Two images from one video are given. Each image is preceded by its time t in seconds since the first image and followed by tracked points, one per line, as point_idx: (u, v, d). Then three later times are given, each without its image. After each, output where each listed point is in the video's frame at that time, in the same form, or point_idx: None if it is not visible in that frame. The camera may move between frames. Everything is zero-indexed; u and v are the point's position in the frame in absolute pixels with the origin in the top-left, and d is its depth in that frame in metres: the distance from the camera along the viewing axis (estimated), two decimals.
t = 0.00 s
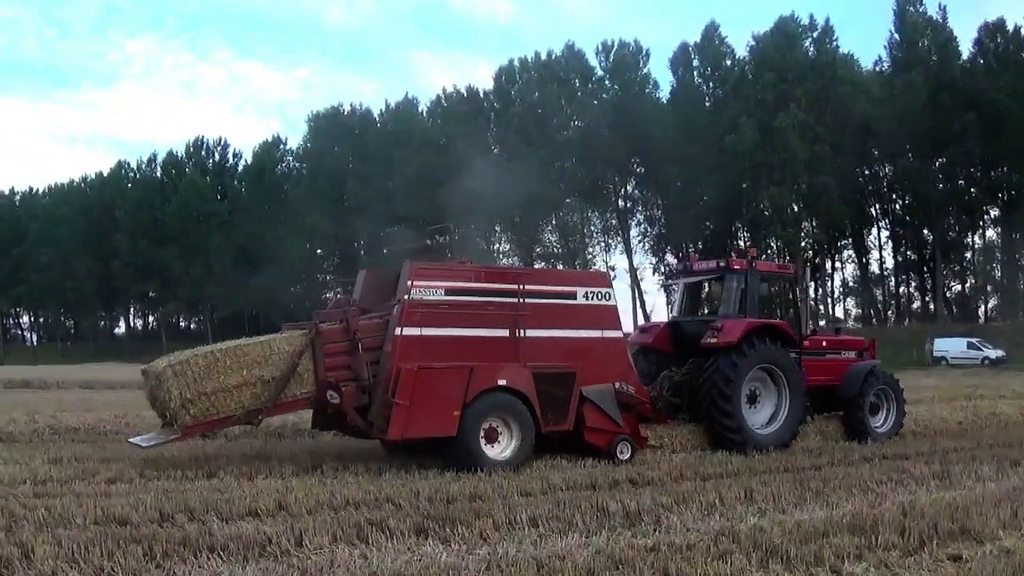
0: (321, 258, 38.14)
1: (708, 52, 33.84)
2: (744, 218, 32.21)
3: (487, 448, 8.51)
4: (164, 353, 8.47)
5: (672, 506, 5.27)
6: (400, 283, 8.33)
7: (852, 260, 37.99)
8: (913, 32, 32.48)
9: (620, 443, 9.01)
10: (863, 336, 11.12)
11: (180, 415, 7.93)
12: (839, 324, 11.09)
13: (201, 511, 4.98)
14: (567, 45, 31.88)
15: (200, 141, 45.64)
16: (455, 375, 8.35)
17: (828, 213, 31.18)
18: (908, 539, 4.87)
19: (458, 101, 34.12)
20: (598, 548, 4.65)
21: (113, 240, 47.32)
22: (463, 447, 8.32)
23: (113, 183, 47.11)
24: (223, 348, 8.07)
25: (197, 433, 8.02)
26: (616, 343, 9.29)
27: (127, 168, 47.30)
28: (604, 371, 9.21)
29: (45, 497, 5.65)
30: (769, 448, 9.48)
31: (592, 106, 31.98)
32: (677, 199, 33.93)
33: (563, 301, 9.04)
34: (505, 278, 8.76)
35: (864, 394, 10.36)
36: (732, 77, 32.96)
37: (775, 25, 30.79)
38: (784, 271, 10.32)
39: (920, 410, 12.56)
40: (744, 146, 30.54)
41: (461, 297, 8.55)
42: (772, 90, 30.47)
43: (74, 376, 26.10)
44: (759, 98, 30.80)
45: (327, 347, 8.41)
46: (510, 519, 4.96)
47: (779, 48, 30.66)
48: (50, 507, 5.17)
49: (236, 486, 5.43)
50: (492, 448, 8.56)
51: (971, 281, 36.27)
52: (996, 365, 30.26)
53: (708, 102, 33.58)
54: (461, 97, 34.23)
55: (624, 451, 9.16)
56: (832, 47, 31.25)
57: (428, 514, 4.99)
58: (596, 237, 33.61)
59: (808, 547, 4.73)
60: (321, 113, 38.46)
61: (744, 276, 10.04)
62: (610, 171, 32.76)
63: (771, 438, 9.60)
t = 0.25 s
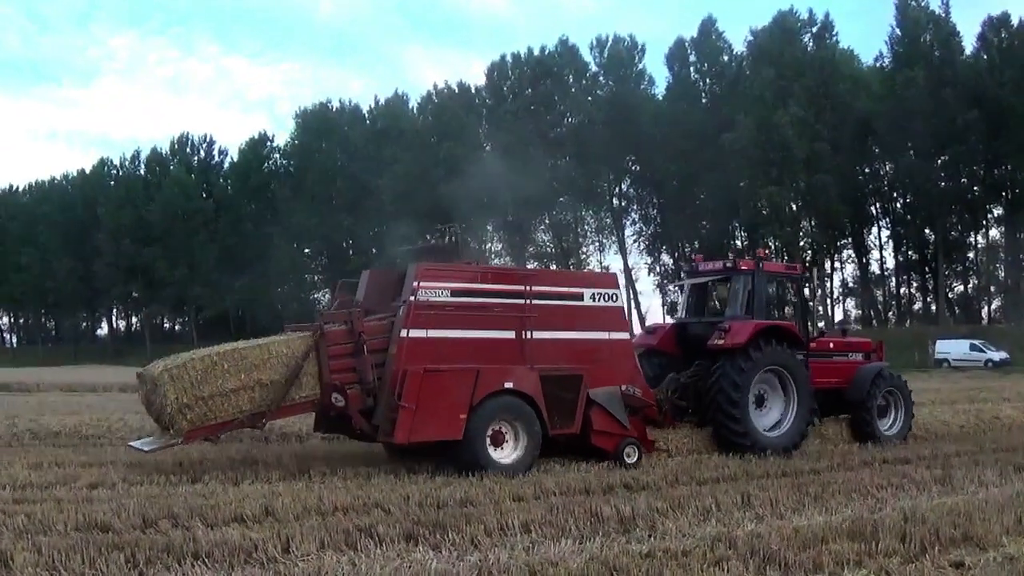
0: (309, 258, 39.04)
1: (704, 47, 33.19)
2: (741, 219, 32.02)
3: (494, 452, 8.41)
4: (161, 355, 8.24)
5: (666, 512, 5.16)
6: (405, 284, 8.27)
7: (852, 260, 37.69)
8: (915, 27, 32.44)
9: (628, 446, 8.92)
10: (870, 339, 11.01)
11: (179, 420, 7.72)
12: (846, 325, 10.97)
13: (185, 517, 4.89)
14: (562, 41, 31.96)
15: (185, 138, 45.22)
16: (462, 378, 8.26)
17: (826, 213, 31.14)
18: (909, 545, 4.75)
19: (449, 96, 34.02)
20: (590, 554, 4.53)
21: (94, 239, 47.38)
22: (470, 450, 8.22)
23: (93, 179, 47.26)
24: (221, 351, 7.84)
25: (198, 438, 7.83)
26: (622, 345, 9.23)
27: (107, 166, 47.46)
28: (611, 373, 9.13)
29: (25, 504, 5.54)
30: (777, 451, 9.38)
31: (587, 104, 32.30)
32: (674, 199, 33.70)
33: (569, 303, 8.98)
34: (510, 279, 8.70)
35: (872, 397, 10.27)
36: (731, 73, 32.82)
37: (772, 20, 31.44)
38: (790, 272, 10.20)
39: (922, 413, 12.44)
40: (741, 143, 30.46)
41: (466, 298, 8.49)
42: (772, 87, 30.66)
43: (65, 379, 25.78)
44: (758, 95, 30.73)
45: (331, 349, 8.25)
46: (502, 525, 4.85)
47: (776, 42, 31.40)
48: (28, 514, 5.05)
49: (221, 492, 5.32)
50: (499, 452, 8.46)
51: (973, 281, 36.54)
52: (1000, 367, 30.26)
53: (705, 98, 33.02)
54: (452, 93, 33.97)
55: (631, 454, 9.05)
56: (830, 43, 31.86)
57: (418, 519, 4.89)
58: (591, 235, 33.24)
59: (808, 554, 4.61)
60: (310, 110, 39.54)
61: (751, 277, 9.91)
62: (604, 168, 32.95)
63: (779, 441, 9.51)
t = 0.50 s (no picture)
0: (293, 258, 39.03)
1: (699, 44, 33.32)
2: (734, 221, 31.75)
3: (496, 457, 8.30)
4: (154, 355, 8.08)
5: (657, 520, 5.06)
6: (406, 285, 8.17)
7: (848, 264, 37.22)
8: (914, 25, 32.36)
9: (630, 452, 8.84)
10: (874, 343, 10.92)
11: (175, 422, 7.56)
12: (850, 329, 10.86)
13: (164, 521, 4.79)
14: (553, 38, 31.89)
15: (167, 135, 46.06)
16: (464, 381, 8.16)
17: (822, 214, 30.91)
18: (906, 555, 4.64)
19: (437, 93, 34.14)
20: (579, 561, 4.43)
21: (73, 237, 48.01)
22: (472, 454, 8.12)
23: (75, 175, 47.75)
24: (219, 352, 7.70)
25: (195, 440, 7.68)
26: (623, 350, 9.15)
27: (88, 161, 47.90)
28: (612, 377, 9.05)
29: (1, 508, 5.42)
30: (779, 457, 9.28)
31: (579, 102, 32.24)
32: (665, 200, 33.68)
33: (570, 306, 8.89)
34: (513, 281, 8.60)
35: (875, 403, 10.18)
36: (726, 71, 32.91)
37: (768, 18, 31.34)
38: (793, 275, 10.08)
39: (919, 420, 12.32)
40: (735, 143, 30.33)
41: (468, 301, 8.39)
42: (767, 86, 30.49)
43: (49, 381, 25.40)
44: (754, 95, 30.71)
45: (331, 351, 8.12)
46: (489, 532, 4.74)
47: (773, 39, 31.28)
48: (2, 519, 4.95)
49: (202, 497, 5.23)
50: (499, 456, 8.36)
51: (972, 286, 36.38)
52: (999, 374, 30.18)
53: (700, 96, 33.22)
54: (441, 89, 34.19)
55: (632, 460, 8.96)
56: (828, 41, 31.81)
57: (403, 526, 4.77)
58: (581, 236, 33.03)
59: (801, 563, 4.48)
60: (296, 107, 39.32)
61: (753, 280, 9.78)
62: (596, 168, 32.97)
63: (780, 447, 9.42)
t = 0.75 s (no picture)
0: (276, 258, 38.96)
1: (693, 42, 32.86)
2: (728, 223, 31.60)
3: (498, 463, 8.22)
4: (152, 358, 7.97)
5: (649, 528, 4.95)
6: (408, 288, 8.05)
7: (844, 265, 36.81)
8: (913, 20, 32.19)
9: (633, 457, 8.76)
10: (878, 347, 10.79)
11: (174, 428, 7.45)
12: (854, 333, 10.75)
13: (142, 530, 4.69)
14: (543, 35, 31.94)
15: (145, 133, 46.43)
16: (466, 386, 8.06)
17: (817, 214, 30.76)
18: (904, 564, 4.52)
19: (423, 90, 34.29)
20: (568, 569, 4.30)
21: (50, 237, 48.16)
22: (474, 460, 8.04)
23: (53, 174, 48.12)
24: (217, 356, 7.58)
25: (194, 445, 7.56)
26: (627, 353, 9.04)
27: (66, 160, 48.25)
28: (616, 382, 8.93)
29: None
30: (783, 461, 9.18)
31: (568, 100, 32.05)
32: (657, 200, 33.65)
33: (575, 309, 8.77)
34: (516, 284, 8.48)
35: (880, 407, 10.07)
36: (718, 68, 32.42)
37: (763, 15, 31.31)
38: (798, 278, 9.97)
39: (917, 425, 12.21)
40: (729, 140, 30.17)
41: (471, 304, 8.27)
42: (762, 84, 30.79)
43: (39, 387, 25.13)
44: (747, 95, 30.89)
45: (331, 355, 8.01)
46: (477, 541, 4.63)
47: (768, 36, 31.22)
48: None
49: (182, 505, 5.13)
50: (502, 462, 8.28)
51: (972, 288, 36.24)
52: (999, 378, 30.11)
53: (693, 95, 32.54)
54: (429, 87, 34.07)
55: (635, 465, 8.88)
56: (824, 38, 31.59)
57: (388, 535, 4.66)
58: (571, 237, 32.85)
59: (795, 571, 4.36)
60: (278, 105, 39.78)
61: (756, 282, 9.71)
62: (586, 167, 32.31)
63: (785, 451, 9.32)
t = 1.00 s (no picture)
0: (257, 257, 39.16)
1: (688, 36, 32.98)
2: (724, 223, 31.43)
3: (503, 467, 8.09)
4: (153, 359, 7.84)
5: (639, 536, 4.84)
6: (412, 289, 7.93)
7: (842, 268, 36.49)
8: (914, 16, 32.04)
9: (639, 463, 8.63)
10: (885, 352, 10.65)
11: (175, 430, 7.32)
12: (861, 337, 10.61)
13: (118, 536, 4.61)
14: (534, 28, 31.67)
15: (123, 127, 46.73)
16: (471, 389, 7.94)
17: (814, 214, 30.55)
18: None
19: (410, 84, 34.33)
20: None
21: (23, 233, 48.19)
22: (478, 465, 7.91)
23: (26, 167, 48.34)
24: (218, 357, 7.45)
25: (196, 448, 7.43)
26: (633, 357, 8.91)
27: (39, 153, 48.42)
28: (622, 386, 8.81)
29: None
30: (790, 468, 9.06)
31: (558, 95, 31.74)
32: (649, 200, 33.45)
33: (581, 312, 8.65)
34: (522, 285, 8.36)
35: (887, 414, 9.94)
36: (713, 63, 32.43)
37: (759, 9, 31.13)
38: (805, 280, 9.83)
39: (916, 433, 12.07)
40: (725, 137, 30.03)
41: (476, 306, 8.15)
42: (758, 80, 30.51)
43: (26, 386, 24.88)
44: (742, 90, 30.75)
45: (334, 357, 7.89)
46: (461, 548, 4.52)
47: (766, 32, 30.82)
48: None
49: (160, 513, 5.05)
50: (507, 467, 8.15)
51: (973, 292, 36.07)
52: (999, 384, 30.04)
53: (687, 90, 32.59)
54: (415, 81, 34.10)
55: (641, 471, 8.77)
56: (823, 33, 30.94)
57: (370, 542, 4.55)
58: (562, 237, 32.31)
59: None
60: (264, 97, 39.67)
61: (764, 286, 9.56)
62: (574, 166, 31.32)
63: (792, 458, 9.20)
